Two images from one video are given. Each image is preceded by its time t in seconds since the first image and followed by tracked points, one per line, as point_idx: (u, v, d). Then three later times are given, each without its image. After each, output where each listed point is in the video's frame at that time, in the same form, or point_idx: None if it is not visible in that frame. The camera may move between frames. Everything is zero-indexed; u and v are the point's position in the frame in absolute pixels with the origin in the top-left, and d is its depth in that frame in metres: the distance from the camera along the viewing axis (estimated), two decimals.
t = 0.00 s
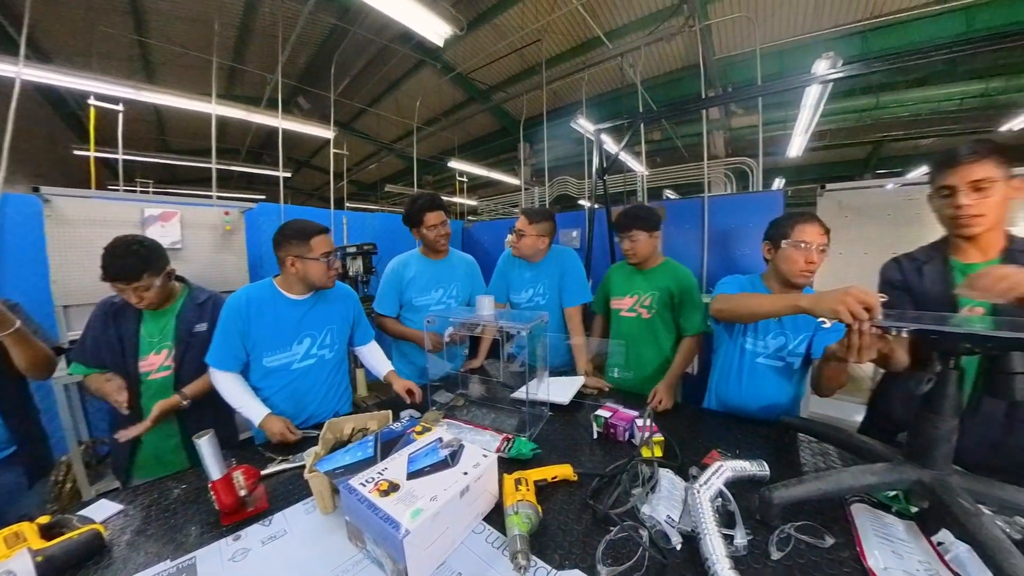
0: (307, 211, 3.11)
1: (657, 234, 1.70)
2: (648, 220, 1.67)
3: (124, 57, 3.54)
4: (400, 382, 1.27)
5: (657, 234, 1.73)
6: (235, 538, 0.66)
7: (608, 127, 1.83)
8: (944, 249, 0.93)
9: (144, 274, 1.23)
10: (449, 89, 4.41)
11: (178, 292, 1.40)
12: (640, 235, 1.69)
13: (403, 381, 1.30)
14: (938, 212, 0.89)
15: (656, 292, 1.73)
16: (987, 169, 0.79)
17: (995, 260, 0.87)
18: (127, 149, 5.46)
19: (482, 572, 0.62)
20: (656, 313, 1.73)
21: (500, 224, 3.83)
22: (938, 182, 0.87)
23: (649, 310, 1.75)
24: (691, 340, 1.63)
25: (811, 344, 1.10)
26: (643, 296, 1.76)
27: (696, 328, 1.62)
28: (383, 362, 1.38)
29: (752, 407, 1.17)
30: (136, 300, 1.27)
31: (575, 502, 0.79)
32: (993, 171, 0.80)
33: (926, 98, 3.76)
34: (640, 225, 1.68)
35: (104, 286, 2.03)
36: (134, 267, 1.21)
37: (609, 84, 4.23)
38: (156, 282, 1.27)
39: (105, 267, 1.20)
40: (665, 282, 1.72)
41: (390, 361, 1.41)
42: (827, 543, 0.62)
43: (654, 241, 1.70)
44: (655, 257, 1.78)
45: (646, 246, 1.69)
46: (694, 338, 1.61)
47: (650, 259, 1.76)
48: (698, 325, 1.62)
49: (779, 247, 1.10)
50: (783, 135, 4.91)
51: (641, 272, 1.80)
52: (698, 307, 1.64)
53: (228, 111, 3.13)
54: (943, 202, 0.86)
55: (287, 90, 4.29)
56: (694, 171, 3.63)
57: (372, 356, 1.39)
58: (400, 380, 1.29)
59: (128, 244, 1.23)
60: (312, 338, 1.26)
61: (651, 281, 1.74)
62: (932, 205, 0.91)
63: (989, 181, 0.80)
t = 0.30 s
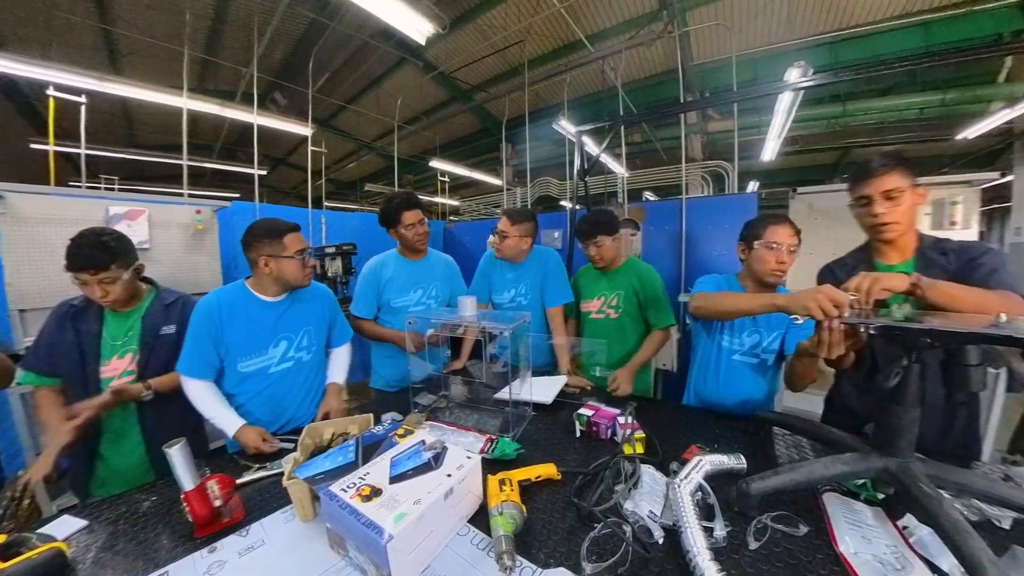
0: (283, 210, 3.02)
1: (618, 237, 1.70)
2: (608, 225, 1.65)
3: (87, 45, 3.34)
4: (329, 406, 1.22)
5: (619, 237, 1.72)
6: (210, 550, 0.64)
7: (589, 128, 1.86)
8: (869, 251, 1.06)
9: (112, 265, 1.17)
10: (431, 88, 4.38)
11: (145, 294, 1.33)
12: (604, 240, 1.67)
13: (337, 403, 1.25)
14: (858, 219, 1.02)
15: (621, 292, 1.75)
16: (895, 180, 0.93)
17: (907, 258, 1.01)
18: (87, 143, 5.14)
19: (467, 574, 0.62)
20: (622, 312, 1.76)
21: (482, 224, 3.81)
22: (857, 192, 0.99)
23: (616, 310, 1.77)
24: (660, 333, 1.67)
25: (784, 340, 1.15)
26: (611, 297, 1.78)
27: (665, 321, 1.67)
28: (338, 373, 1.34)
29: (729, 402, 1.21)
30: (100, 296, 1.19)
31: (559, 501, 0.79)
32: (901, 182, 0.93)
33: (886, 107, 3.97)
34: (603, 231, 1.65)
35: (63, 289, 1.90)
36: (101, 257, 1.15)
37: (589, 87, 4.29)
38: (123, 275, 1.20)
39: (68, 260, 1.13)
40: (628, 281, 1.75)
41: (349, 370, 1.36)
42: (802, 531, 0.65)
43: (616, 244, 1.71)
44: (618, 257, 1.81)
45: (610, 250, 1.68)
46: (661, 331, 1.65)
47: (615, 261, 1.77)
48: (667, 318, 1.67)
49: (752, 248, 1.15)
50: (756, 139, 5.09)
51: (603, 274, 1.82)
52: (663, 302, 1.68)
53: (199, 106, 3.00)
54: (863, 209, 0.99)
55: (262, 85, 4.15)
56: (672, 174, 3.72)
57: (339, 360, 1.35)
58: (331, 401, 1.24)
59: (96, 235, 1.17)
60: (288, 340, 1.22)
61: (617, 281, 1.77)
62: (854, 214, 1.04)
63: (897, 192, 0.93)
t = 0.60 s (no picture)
0: (259, 210, 2.90)
1: (606, 237, 1.66)
2: (596, 225, 1.61)
3: (44, 31, 3.14)
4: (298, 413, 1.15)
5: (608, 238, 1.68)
6: (182, 565, 0.61)
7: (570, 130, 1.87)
8: (821, 254, 1.11)
9: (60, 258, 1.10)
10: (412, 87, 4.33)
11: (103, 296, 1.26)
12: (589, 241, 1.64)
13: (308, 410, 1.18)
14: (813, 225, 1.07)
15: (599, 295, 1.72)
16: (846, 186, 0.98)
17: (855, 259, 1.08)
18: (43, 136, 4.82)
19: None
20: (598, 315, 1.72)
21: (464, 225, 3.79)
22: (813, 199, 1.03)
23: (593, 312, 1.74)
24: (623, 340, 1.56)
25: (759, 337, 1.19)
26: (591, 297, 1.75)
27: (630, 329, 1.54)
28: (304, 378, 1.28)
29: (707, 399, 1.25)
30: (50, 294, 1.12)
31: (544, 500, 0.80)
32: (851, 188, 0.98)
33: (849, 115, 4.18)
34: (590, 231, 1.62)
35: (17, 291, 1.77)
36: (47, 251, 1.08)
37: (571, 90, 4.35)
38: (74, 270, 1.13)
39: (14, 253, 1.07)
40: (606, 284, 1.70)
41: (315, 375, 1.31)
42: (777, 521, 0.67)
43: (603, 245, 1.67)
44: (607, 258, 1.75)
45: (597, 252, 1.64)
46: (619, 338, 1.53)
47: (602, 262, 1.72)
48: (633, 326, 1.54)
49: (726, 249, 1.18)
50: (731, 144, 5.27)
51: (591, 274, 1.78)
52: (631, 308, 1.56)
53: (168, 100, 2.86)
54: (820, 215, 1.03)
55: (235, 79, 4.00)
56: (651, 176, 3.80)
57: (303, 364, 1.30)
58: (302, 407, 1.17)
59: (43, 229, 1.11)
60: (247, 342, 1.18)
61: (598, 283, 1.73)
62: (808, 220, 1.09)
63: (850, 197, 0.98)
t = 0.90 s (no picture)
0: (233, 208, 2.78)
1: (593, 241, 1.66)
2: (583, 228, 1.61)
3: None
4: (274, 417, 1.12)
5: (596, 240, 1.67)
6: None
7: (552, 131, 1.88)
8: (792, 254, 1.16)
9: None
10: (394, 85, 4.27)
11: (57, 300, 1.19)
12: (575, 244, 1.63)
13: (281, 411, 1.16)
14: (787, 226, 1.11)
15: (581, 300, 1.72)
16: (819, 188, 1.02)
17: (822, 259, 1.14)
18: None
19: None
20: (580, 319, 1.72)
21: (446, 225, 3.75)
22: (788, 200, 1.08)
23: (576, 316, 1.75)
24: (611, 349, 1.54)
25: (732, 333, 1.24)
26: (577, 301, 1.74)
27: (618, 338, 1.52)
28: (273, 381, 1.26)
29: (686, 395, 1.28)
30: None
31: (528, 500, 0.80)
32: (823, 190, 1.03)
33: (818, 122, 4.38)
34: (577, 233, 1.62)
35: None
36: None
37: (553, 92, 4.40)
38: (16, 269, 1.06)
39: None
40: (590, 290, 1.68)
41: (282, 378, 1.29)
42: (754, 512, 0.70)
43: (591, 249, 1.66)
44: (594, 261, 1.73)
45: (582, 254, 1.64)
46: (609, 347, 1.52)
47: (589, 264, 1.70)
48: (620, 335, 1.52)
49: (699, 249, 1.22)
50: (707, 147, 5.43)
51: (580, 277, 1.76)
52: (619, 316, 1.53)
53: (133, 92, 2.72)
54: (796, 216, 1.07)
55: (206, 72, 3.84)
56: (631, 178, 3.87)
57: (266, 368, 1.28)
58: (276, 410, 1.15)
59: None
60: (196, 349, 1.10)
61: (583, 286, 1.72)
62: (782, 221, 1.13)
63: (823, 199, 1.03)
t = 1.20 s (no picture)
0: (204, 207, 2.67)
1: (577, 241, 1.66)
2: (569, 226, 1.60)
3: None
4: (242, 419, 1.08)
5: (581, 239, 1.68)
6: None
7: (534, 132, 1.89)
8: (767, 253, 1.21)
9: None
10: (374, 82, 4.19)
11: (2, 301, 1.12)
12: (559, 242, 1.63)
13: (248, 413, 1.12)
14: (763, 227, 1.15)
15: (568, 300, 1.71)
16: (794, 192, 1.06)
17: (796, 259, 1.19)
18: None
19: None
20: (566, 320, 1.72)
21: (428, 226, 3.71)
22: (765, 203, 1.12)
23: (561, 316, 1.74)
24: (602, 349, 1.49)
25: (710, 331, 1.27)
26: (563, 301, 1.75)
27: (609, 337, 1.47)
28: (241, 385, 1.22)
29: (666, 392, 1.30)
30: None
31: (512, 500, 0.80)
32: (798, 194, 1.07)
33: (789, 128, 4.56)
34: (560, 231, 1.62)
35: None
36: None
37: (535, 94, 4.42)
38: None
39: None
40: (576, 290, 1.68)
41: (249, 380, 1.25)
42: (733, 505, 0.72)
43: (575, 250, 1.66)
44: (579, 261, 1.73)
45: (565, 252, 1.64)
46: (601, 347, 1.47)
47: (573, 264, 1.71)
48: (610, 334, 1.48)
49: (674, 248, 1.25)
50: (685, 150, 5.57)
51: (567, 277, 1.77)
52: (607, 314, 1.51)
53: (95, 83, 2.57)
54: (772, 217, 1.11)
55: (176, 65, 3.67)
56: (612, 180, 3.93)
57: (232, 372, 1.23)
58: (244, 412, 1.11)
59: None
60: (152, 354, 1.04)
61: (569, 286, 1.73)
62: (759, 222, 1.17)
63: (798, 202, 1.07)
